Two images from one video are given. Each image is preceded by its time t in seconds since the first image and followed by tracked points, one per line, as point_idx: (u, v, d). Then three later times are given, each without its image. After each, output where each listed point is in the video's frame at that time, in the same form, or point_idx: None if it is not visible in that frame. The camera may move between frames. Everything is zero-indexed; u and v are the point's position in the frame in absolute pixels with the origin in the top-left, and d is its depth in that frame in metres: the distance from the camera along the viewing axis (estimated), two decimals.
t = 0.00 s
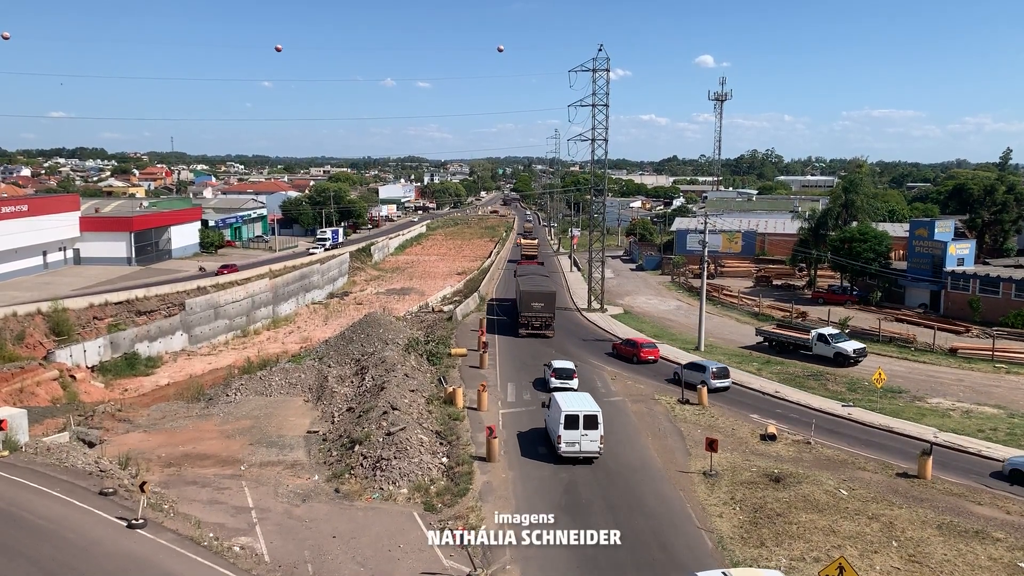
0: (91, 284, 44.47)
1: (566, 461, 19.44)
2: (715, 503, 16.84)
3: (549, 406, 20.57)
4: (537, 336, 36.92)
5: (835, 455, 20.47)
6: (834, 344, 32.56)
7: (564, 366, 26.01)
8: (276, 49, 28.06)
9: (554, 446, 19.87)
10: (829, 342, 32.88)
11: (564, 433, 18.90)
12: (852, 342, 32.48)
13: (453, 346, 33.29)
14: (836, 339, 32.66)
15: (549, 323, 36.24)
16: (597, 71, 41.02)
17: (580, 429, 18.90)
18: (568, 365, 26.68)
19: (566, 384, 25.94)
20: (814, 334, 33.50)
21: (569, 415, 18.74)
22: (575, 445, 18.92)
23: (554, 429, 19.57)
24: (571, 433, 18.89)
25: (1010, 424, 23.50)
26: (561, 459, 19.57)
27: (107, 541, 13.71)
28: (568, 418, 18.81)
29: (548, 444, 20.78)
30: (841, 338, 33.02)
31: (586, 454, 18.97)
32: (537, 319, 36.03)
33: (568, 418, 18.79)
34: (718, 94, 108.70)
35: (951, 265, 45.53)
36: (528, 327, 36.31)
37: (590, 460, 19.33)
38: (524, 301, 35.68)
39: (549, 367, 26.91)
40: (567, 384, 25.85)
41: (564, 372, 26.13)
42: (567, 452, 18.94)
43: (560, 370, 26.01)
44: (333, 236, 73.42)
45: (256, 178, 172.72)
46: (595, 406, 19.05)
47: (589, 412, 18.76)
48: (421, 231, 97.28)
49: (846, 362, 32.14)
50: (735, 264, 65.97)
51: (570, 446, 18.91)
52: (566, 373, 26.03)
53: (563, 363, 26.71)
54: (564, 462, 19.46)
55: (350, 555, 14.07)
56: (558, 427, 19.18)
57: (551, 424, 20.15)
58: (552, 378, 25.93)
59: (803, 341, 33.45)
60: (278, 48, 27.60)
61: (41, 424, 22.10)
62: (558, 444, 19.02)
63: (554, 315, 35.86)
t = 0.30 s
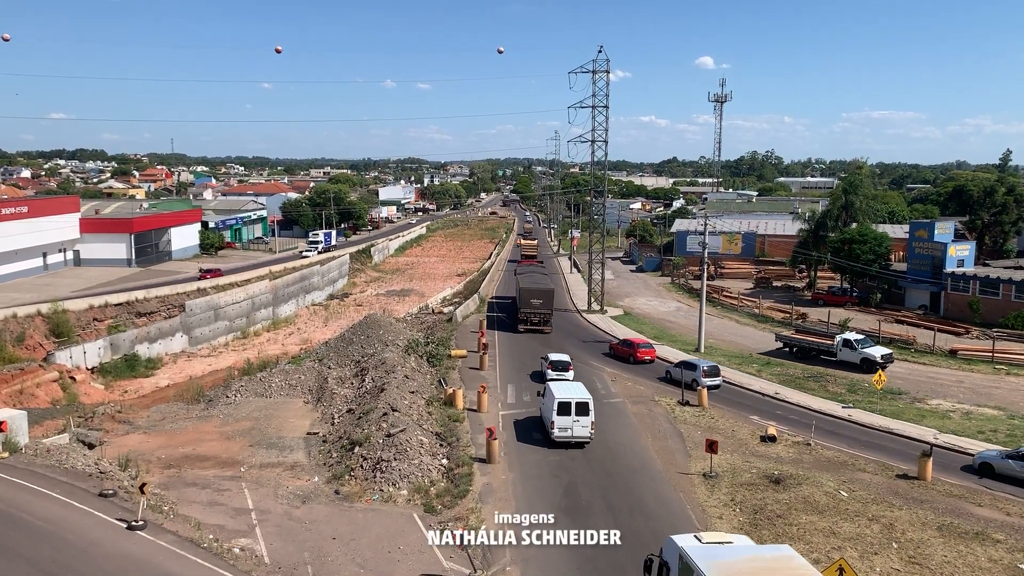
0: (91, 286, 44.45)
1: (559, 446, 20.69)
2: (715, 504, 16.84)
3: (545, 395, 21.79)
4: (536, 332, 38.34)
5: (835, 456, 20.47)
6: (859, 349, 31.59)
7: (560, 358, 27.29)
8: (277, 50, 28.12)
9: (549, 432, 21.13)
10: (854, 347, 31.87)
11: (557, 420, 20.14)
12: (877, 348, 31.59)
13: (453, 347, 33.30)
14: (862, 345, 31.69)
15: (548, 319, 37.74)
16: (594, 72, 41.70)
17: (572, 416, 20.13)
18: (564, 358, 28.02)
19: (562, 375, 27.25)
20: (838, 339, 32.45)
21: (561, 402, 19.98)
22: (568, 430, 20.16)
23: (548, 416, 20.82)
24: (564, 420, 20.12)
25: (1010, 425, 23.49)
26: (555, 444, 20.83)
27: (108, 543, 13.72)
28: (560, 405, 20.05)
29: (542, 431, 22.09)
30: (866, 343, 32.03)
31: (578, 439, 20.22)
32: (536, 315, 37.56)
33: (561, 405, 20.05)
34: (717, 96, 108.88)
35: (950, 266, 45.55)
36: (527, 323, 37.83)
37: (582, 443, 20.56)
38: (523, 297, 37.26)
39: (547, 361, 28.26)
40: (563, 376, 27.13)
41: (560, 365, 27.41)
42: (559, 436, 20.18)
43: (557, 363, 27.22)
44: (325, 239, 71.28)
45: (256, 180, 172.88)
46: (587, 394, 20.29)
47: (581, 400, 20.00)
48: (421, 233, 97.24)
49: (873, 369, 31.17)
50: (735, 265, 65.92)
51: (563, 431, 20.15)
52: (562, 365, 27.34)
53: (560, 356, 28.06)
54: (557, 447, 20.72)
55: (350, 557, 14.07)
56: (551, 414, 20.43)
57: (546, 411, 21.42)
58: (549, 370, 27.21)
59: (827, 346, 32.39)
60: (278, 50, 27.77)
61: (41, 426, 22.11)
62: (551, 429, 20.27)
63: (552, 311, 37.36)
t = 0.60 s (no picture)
0: (90, 287, 44.45)
1: (553, 431, 22.16)
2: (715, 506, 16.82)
3: (540, 385, 23.17)
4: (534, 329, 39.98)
5: (835, 458, 20.45)
6: (888, 356, 30.87)
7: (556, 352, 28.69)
8: (277, 53, 28.17)
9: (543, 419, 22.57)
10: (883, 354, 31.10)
11: (551, 407, 21.58)
12: (903, 355, 31.03)
13: (453, 349, 33.27)
14: (890, 351, 30.99)
15: (545, 315, 39.35)
16: (597, 73, 41.28)
17: (565, 404, 21.57)
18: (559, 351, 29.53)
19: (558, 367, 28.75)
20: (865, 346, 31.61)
21: (555, 391, 21.42)
22: (561, 417, 21.62)
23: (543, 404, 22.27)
24: (557, 407, 21.57)
25: (1011, 426, 23.49)
26: (549, 430, 22.29)
27: (108, 544, 13.72)
28: (554, 394, 21.50)
29: (540, 428, 22.59)
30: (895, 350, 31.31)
31: (571, 425, 21.67)
32: (534, 312, 39.23)
33: (555, 393, 21.48)
34: (718, 97, 108.84)
35: (950, 267, 45.55)
36: (526, 319, 39.51)
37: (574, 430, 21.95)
38: (522, 294, 38.91)
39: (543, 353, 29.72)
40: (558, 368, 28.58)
41: (556, 357, 28.93)
42: (554, 423, 21.65)
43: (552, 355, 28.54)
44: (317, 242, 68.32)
45: (256, 181, 172.88)
46: (579, 383, 21.71)
47: (573, 388, 21.44)
48: (421, 234, 97.18)
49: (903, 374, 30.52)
50: (735, 266, 65.88)
51: (556, 418, 21.65)
52: (558, 358, 28.80)
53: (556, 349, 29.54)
54: (551, 433, 22.20)
55: (350, 558, 14.06)
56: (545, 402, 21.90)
57: (540, 399, 22.85)
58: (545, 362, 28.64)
59: (853, 352, 31.57)
60: (280, 52, 27.82)
61: (41, 427, 22.10)
62: (546, 416, 21.72)
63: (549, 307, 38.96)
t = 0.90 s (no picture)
0: (91, 289, 44.48)
1: (549, 420, 23.36)
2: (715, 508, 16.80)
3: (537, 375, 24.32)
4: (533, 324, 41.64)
5: (835, 460, 20.45)
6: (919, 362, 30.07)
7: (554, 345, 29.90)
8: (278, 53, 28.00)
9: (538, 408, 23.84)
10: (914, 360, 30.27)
11: (546, 397, 22.79)
12: (935, 360, 30.28)
13: (453, 350, 33.24)
14: (921, 357, 30.19)
15: (544, 312, 40.97)
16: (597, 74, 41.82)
17: (559, 393, 22.75)
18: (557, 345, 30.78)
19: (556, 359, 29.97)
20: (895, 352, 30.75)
21: (550, 381, 22.63)
22: (556, 406, 22.81)
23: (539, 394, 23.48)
24: (552, 397, 22.77)
25: (1012, 428, 23.48)
26: (545, 419, 23.48)
27: (109, 546, 13.70)
28: (549, 383, 22.71)
29: (540, 429, 22.59)
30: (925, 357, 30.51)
31: (565, 414, 22.86)
32: (533, 308, 40.87)
33: (550, 383, 22.71)
34: (718, 99, 108.96)
35: (951, 269, 45.53)
36: (525, 315, 41.17)
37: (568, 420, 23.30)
38: (521, 291, 40.57)
39: (542, 347, 31.01)
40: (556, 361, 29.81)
41: (553, 351, 30.23)
42: (549, 412, 22.85)
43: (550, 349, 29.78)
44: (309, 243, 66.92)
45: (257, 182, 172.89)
46: (574, 374, 22.90)
47: (567, 378, 22.63)
48: (421, 236, 97.20)
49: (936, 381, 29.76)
50: (735, 267, 65.89)
51: (551, 407, 22.80)
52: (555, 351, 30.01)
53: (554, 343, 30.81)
54: (547, 422, 23.46)
55: (350, 560, 14.04)
56: (542, 391, 23.06)
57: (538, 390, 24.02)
58: (544, 356, 29.87)
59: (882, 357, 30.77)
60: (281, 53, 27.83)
61: (41, 428, 22.10)
62: (541, 405, 22.92)
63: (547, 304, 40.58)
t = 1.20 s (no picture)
0: (92, 290, 44.51)
1: (545, 409, 24.73)
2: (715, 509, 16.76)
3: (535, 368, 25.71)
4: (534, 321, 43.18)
5: (837, 461, 20.42)
6: (953, 368, 28.94)
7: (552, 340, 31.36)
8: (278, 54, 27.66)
9: (535, 398, 25.22)
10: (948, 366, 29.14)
11: (543, 386, 24.18)
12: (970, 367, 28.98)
13: (454, 352, 33.25)
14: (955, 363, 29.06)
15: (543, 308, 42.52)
16: (598, 76, 42.70)
17: (556, 383, 24.18)
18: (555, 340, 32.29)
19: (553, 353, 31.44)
20: (929, 357, 29.70)
21: (547, 371, 24.05)
22: (553, 395, 24.22)
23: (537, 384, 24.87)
24: (549, 386, 24.17)
25: (1014, 429, 23.45)
26: (542, 408, 24.86)
27: (109, 547, 13.71)
28: (546, 373, 24.14)
29: (541, 431, 22.62)
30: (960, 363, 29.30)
31: (561, 402, 24.25)
32: (533, 305, 42.43)
33: (547, 373, 24.15)
34: (719, 101, 109.03)
35: (952, 270, 45.46)
36: (525, 312, 42.75)
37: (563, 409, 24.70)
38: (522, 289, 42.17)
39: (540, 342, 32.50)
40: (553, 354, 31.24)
41: (551, 345, 31.78)
42: (546, 400, 24.24)
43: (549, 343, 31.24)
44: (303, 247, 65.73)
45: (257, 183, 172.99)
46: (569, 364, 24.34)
47: (563, 369, 24.08)
48: (422, 237, 97.26)
49: (969, 390, 28.56)
50: (736, 268, 65.88)
51: (548, 396, 24.22)
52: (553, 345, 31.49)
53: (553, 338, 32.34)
54: (543, 410, 24.86)
55: (351, 561, 14.03)
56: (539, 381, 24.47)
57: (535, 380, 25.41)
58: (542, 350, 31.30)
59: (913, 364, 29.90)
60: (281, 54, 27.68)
61: (42, 430, 22.12)
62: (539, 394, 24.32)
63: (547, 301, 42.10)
